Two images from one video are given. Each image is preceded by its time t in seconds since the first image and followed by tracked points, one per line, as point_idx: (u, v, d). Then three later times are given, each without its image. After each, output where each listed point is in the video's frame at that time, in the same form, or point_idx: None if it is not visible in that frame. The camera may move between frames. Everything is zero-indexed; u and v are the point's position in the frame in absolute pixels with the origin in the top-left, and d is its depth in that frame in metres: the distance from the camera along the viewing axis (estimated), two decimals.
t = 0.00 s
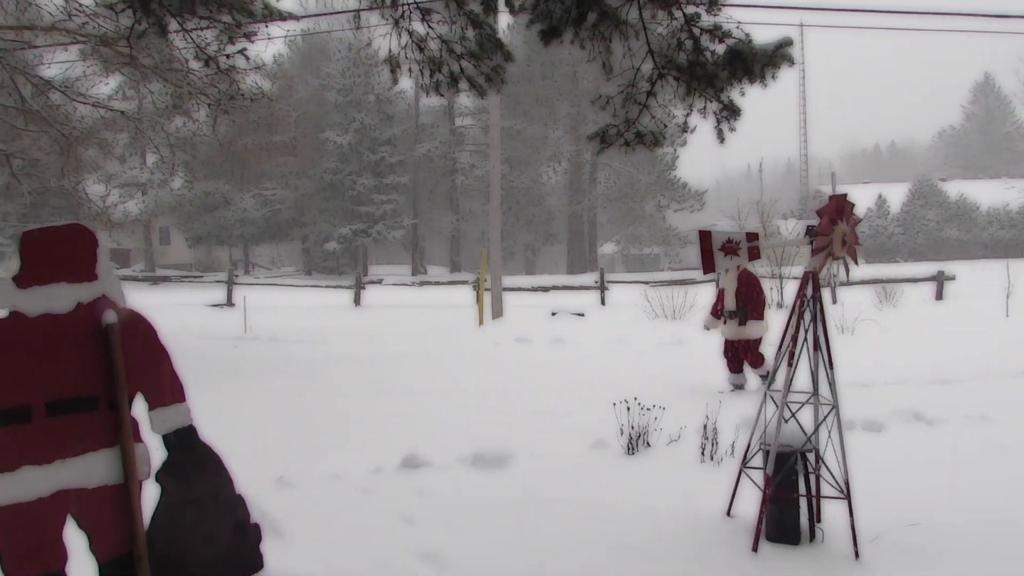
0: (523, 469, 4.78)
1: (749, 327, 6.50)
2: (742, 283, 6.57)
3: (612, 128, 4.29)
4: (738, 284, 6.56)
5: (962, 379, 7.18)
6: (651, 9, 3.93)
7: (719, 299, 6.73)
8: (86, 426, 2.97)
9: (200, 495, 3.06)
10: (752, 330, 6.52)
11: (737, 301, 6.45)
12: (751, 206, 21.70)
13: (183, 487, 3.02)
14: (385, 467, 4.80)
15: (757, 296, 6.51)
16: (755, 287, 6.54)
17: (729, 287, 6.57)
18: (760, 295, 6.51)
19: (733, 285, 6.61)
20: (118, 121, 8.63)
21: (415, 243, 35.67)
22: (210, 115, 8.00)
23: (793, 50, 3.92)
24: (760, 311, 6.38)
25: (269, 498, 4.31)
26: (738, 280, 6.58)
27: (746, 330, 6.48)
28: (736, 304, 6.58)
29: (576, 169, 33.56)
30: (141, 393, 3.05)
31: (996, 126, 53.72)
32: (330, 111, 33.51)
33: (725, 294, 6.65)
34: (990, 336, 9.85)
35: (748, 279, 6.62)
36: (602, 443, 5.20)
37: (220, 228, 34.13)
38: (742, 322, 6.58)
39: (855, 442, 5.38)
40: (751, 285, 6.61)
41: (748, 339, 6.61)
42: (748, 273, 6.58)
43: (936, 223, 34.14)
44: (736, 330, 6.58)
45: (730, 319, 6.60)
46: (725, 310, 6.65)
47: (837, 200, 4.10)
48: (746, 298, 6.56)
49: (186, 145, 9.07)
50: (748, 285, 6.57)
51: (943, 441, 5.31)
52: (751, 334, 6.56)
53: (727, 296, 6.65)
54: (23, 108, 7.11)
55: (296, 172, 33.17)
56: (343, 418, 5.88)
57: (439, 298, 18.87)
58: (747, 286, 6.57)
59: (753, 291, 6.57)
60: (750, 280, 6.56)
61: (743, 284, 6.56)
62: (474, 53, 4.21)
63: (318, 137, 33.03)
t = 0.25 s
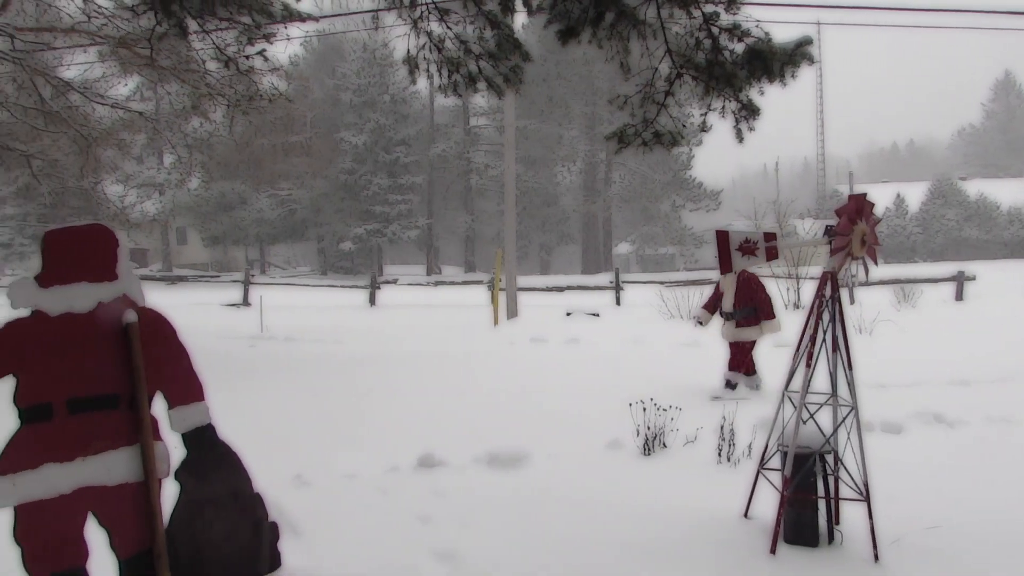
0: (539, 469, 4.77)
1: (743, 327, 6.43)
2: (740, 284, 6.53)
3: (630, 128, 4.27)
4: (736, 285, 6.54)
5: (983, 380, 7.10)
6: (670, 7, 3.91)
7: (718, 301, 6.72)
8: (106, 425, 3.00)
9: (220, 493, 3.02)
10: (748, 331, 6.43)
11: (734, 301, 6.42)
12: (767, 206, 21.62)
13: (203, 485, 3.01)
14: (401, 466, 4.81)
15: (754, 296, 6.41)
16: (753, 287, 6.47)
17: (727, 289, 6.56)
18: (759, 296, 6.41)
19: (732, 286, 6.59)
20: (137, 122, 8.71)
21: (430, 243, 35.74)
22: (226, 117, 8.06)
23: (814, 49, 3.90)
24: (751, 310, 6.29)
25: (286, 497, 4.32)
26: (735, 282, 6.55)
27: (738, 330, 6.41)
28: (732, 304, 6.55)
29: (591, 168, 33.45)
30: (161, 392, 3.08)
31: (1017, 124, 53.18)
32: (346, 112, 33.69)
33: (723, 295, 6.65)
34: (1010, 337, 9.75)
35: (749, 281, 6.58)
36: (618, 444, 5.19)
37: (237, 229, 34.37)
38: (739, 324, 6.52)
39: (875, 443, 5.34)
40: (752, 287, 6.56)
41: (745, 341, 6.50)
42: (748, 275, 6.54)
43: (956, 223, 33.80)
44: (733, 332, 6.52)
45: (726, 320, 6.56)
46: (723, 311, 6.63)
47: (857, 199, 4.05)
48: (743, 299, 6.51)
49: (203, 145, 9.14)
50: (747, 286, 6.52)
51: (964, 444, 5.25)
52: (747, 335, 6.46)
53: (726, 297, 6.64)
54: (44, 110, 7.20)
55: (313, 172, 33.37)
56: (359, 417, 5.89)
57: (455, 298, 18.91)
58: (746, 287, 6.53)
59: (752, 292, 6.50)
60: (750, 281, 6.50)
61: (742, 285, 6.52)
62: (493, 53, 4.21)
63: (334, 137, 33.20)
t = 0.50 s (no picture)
0: (555, 469, 4.77)
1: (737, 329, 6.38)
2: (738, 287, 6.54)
3: (648, 127, 4.27)
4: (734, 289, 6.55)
5: (1005, 381, 7.03)
6: (689, 7, 3.90)
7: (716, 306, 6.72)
8: (127, 423, 3.03)
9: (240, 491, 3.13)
10: (744, 334, 6.38)
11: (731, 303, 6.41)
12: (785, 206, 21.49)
13: (223, 483, 3.11)
14: (417, 466, 4.82)
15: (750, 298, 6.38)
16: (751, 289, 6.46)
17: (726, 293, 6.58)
18: (755, 298, 6.39)
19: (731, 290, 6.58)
20: (155, 124, 8.79)
21: (445, 243, 35.83)
22: (243, 118, 8.13)
23: (834, 48, 3.87)
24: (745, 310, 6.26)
25: (303, 496, 4.35)
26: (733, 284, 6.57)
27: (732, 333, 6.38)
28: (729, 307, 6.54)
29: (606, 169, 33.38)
30: (181, 390, 3.11)
31: None
32: (361, 112, 33.87)
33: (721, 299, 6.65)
34: None
35: (748, 285, 6.60)
36: (634, 444, 5.17)
37: (254, 229, 34.57)
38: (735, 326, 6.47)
39: (894, 445, 5.30)
40: (750, 291, 6.57)
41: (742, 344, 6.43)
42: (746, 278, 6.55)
43: (976, 223, 33.45)
44: (729, 334, 6.47)
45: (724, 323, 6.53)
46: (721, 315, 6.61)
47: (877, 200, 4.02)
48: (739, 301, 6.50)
49: (220, 146, 9.21)
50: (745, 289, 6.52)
51: (985, 446, 5.20)
52: (743, 337, 6.40)
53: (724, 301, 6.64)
54: (64, 112, 7.28)
55: (329, 173, 33.57)
56: (375, 417, 5.92)
57: (471, 298, 18.92)
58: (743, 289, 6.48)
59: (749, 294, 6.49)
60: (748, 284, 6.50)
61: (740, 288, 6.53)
62: (512, 54, 4.20)
63: (350, 138, 33.38)
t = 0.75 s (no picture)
0: (570, 470, 4.77)
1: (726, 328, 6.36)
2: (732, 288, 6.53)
3: (665, 127, 4.26)
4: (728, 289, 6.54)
5: None
6: (706, 7, 3.89)
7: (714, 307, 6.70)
8: (146, 421, 3.06)
9: (256, 490, 3.16)
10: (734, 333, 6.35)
11: (725, 304, 6.39)
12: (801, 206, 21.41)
13: (239, 481, 3.14)
14: (431, 465, 4.83)
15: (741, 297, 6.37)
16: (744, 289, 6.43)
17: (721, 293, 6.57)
18: (748, 297, 6.32)
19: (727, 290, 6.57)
20: (172, 124, 8.87)
21: (458, 243, 35.89)
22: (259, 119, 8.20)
23: (852, 47, 3.86)
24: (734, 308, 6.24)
25: (318, 494, 4.37)
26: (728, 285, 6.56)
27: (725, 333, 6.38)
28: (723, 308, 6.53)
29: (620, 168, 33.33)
30: (199, 390, 3.15)
31: None
32: (376, 112, 33.98)
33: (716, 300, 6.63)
34: None
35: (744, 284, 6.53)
36: (649, 445, 5.16)
37: (269, 229, 34.77)
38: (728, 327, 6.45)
39: (911, 446, 5.26)
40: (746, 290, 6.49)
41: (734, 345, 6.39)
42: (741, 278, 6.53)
43: (994, 223, 33.17)
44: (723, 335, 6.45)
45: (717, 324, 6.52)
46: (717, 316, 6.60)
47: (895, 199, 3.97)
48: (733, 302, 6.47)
49: (236, 147, 9.29)
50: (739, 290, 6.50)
51: (1004, 448, 5.15)
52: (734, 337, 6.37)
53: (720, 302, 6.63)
54: (83, 112, 7.36)
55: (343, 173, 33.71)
56: (390, 416, 5.93)
57: (485, 298, 18.96)
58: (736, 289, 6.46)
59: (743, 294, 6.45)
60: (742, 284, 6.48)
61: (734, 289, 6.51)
62: (530, 54, 4.21)
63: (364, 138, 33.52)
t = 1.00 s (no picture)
0: (585, 470, 4.76)
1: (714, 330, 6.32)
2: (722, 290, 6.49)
3: (682, 126, 4.26)
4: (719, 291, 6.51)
5: None
6: (723, 5, 3.88)
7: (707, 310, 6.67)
8: (165, 419, 3.09)
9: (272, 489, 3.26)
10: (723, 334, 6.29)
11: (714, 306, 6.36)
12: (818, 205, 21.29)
13: (256, 480, 3.23)
14: (447, 465, 4.84)
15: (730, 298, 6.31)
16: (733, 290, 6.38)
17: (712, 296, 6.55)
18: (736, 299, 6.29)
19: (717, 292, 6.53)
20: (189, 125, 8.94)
21: (472, 242, 35.93)
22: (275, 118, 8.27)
23: (871, 44, 3.84)
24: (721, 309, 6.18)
25: (334, 493, 4.39)
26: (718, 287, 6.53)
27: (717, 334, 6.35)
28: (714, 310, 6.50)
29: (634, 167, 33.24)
30: (217, 389, 3.18)
31: None
32: (390, 112, 34.07)
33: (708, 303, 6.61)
34: None
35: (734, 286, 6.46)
36: (664, 445, 5.15)
37: (284, 228, 34.96)
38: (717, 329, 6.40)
39: (930, 447, 5.21)
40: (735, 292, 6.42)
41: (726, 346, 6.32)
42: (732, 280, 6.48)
43: (1014, 221, 32.81)
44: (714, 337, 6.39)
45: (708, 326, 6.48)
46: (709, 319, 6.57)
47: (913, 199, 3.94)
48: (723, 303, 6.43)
49: (252, 147, 9.36)
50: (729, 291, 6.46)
51: None
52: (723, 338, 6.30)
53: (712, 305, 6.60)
54: (102, 113, 7.44)
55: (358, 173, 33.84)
56: (405, 415, 5.94)
57: (501, 297, 18.98)
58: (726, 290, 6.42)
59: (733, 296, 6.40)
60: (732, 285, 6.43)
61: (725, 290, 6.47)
62: (546, 53, 4.21)
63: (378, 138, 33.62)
